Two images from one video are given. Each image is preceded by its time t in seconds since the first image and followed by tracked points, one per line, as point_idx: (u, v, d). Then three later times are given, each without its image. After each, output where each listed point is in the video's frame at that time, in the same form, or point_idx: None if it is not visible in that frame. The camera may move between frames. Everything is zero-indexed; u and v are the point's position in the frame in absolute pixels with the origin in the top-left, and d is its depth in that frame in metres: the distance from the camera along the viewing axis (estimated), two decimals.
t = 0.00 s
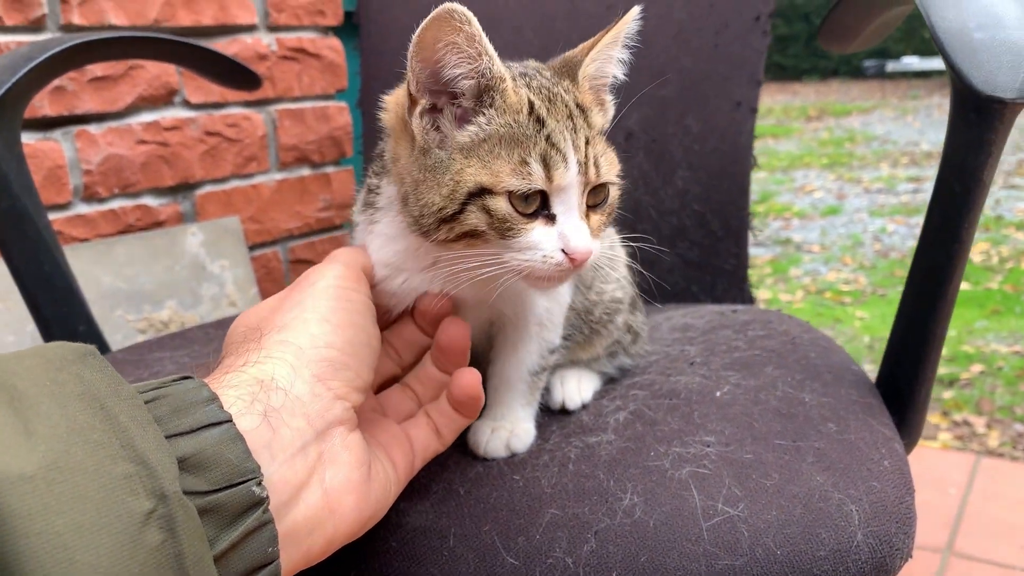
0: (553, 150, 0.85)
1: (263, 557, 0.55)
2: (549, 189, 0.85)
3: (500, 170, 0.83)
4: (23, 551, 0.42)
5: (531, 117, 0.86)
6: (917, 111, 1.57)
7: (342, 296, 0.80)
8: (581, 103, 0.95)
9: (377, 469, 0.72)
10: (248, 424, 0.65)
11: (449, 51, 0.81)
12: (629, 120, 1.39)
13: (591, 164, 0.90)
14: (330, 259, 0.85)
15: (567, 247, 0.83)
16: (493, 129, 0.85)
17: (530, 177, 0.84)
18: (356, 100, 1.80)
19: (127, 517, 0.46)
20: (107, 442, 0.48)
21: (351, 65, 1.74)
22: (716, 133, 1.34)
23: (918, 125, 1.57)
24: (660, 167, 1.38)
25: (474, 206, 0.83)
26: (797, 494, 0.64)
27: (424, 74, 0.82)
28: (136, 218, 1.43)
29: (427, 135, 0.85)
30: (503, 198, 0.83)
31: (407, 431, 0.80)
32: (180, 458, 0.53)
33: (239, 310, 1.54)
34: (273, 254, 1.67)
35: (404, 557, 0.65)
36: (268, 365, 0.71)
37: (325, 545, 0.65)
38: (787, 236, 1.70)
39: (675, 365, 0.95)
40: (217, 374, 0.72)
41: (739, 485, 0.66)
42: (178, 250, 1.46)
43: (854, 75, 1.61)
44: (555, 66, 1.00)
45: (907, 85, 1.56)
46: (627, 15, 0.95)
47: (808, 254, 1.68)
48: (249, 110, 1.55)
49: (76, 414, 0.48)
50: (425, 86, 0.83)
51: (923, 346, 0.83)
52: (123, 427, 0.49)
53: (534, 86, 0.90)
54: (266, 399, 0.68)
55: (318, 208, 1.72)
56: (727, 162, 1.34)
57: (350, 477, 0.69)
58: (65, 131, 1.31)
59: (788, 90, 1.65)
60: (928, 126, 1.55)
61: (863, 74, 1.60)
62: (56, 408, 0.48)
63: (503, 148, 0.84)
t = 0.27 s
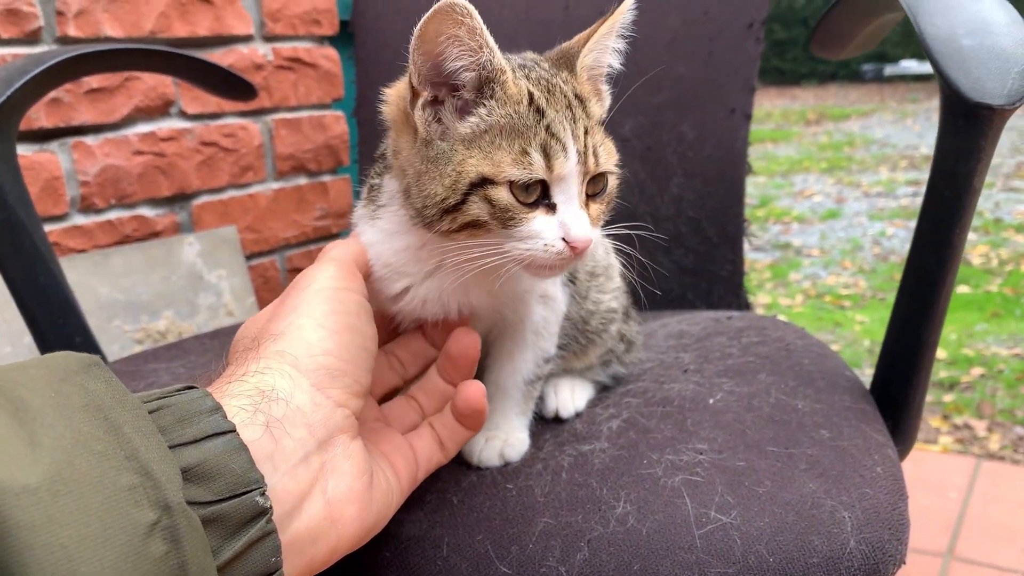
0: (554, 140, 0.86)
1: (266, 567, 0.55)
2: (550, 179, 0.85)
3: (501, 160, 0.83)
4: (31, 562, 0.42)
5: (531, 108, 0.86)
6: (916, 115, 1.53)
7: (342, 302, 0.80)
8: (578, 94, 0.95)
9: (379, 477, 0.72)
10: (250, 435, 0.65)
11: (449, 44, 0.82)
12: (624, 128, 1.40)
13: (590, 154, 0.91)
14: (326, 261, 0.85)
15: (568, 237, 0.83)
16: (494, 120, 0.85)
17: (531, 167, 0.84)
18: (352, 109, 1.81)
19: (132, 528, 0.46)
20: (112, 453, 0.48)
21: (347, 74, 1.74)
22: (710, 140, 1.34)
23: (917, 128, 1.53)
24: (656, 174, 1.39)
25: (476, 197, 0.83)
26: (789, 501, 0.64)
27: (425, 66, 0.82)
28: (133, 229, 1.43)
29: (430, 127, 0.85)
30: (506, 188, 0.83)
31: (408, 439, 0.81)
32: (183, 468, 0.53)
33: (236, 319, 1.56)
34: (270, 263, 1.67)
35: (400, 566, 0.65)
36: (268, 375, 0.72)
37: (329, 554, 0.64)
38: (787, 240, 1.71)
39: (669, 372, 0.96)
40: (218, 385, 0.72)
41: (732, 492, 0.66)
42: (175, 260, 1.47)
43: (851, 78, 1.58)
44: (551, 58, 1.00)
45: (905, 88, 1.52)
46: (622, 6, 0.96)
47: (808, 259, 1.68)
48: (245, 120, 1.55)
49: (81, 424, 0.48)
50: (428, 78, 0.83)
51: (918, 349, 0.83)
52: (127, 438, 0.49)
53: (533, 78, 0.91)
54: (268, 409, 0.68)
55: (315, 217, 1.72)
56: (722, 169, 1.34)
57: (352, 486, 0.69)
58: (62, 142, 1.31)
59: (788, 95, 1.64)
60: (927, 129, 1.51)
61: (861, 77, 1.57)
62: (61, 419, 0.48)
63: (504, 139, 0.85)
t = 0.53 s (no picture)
0: (561, 121, 0.87)
1: None
2: (558, 159, 0.87)
3: (509, 141, 0.85)
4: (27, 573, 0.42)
5: (538, 90, 0.88)
6: (914, 118, 1.54)
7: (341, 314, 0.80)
8: (582, 76, 0.97)
9: (375, 487, 0.72)
10: (246, 442, 0.65)
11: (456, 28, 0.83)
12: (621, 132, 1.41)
13: (596, 135, 0.92)
14: (336, 283, 0.86)
15: (577, 216, 0.84)
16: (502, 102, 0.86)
17: (540, 147, 0.85)
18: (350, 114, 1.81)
19: (128, 537, 0.46)
20: (108, 462, 0.48)
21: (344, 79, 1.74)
22: (707, 144, 1.35)
23: (915, 132, 1.55)
24: (653, 178, 1.39)
25: (486, 177, 0.84)
26: (785, 504, 0.64)
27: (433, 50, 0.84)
28: (131, 234, 1.43)
29: (438, 111, 0.87)
30: (515, 168, 0.84)
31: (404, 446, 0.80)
32: (179, 478, 0.53)
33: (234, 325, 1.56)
34: (268, 269, 1.67)
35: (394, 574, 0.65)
36: (267, 383, 0.72)
37: (322, 562, 0.64)
38: (786, 244, 1.71)
39: (666, 376, 0.96)
40: (217, 392, 0.72)
41: (728, 496, 0.66)
42: (173, 266, 1.47)
43: (850, 82, 1.58)
44: (554, 44, 1.02)
45: (903, 91, 1.52)
46: None
47: (806, 262, 1.70)
48: (243, 126, 1.56)
49: (76, 434, 0.49)
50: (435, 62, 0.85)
51: (914, 352, 0.83)
52: (123, 447, 0.49)
53: (537, 61, 0.92)
54: (265, 417, 0.68)
55: (313, 222, 1.72)
56: (719, 173, 1.34)
57: (348, 495, 0.69)
58: (60, 148, 1.31)
59: (786, 98, 1.63)
60: (925, 133, 1.53)
61: (859, 81, 1.58)
62: (57, 429, 0.48)
63: (512, 120, 0.86)
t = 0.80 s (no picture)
0: (543, 121, 0.87)
1: None
2: (540, 159, 0.87)
3: (491, 142, 0.85)
4: None
5: (520, 91, 0.88)
6: (914, 122, 1.55)
7: (347, 314, 0.80)
8: (569, 77, 0.97)
9: (382, 489, 0.72)
10: (254, 447, 0.65)
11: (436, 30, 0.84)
12: (621, 137, 1.41)
13: (580, 135, 0.92)
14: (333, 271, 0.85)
15: (560, 217, 0.84)
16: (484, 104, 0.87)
17: (521, 148, 0.85)
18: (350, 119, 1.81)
19: (137, 541, 0.46)
20: (117, 466, 0.48)
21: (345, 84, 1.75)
22: (707, 149, 1.35)
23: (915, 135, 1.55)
24: (652, 183, 1.39)
25: (468, 178, 0.85)
26: (785, 509, 0.64)
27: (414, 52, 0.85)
28: (133, 239, 1.43)
29: (421, 112, 0.87)
30: (497, 169, 0.85)
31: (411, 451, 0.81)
32: (188, 481, 0.53)
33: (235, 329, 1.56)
34: (269, 273, 1.68)
35: None
36: (273, 386, 0.72)
37: (331, 566, 0.65)
38: (786, 248, 1.72)
39: (666, 381, 0.96)
40: (222, 396, 0.72)
41: (729, 501, 0.66)
42: (174, 271, 1.47)
43: (850, 85, 1.60)
44: (542, 45, 1.02)
45: (903, 96, 1.53)
46: None
47: (806, 266, 1.69)
48: (244, 130, 1.56)
49: (86, 438, 0.49)
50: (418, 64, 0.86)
51: (915, 357, 0.83)
52: (133, 451, 0.50)
53: (522, 63, 0.93)
54: (272, 421, 0.69)
55: (314, 227, 1.73)
56: (718, 178, 1.35)
57: (355, 498, 0.69)
58: (61, 153, 1.32)
59: (785, 101, 1.66)
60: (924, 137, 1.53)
61: (859, 84, 1.59)
62: (66, 433, 0.48)
63: (494, 122, 0.86)
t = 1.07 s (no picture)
0: (552, 122, 0.88)
1: None
2: (549, 160, 0.87)
3: (501, 142, 0.86)
4: None
5: (529, 92, 0.89)
6: (914, 125, 1.56)
7: (348, 326, 0.80)
8: (576, 79, 0.97)
9: (380, 502, 0.73)
10: (250, 460, 0.66)
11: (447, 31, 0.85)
12: (623, 141, 1.41)
13: (588, 136, 0.92)
14: (338, 288, 0.86)
15: (568, 217, 0.85)
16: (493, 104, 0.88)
17: (530, 149, 0.86)
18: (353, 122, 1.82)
19: (133, 557, 0.47)
20: (113, 481, 0.49)
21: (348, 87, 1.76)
22: (709, 152, 1.35)
23: (915, 138, 1.56)
24: (655, 186, 1.40)
25: (478, 178, 0.85)
26: (789, 512, 0.65)
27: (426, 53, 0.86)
28: (136, 242, 1.43)
29: (431, 113, 0.88)
30: (506, 169, 0.85)
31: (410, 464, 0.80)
32: (184, 495, 0.54)
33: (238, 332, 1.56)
34: (272, 276, 1.68)
35: None
36: (271, 399, 0.72)
37: None
38: (787, 250, 1.72)
39: (669, 383, 0.97)
40: (221, 408, 0.73)
41: (733, 503, 0.66)
42: (177, 274, 1.48)
43: (850, 89, 1.60)
44: (551, 47, 1.03)
45: (903, 99, 1.53)
46: None
47: (807, 268, 1.70)
48: (247, 133, 1.57)
49: (83, 451, 0.49)
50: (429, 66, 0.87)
51: (916, 361, 0.84)
52: (129, 465, 0.50)
53: (531, 64, 0.93)
54: (269, 434, 0.69)
55: (317, 230, 1.73)
56: (720, 181, 1.35)
57: (351, 512, 0.69)
58: (65, 156, 1.32)
59: (785, 105, 1.66)
60: (926, 140, 1.54)
61: (859, 88, 1.60)
62: (63, 447, 0.49)
63: (504, 122, 0.87)
